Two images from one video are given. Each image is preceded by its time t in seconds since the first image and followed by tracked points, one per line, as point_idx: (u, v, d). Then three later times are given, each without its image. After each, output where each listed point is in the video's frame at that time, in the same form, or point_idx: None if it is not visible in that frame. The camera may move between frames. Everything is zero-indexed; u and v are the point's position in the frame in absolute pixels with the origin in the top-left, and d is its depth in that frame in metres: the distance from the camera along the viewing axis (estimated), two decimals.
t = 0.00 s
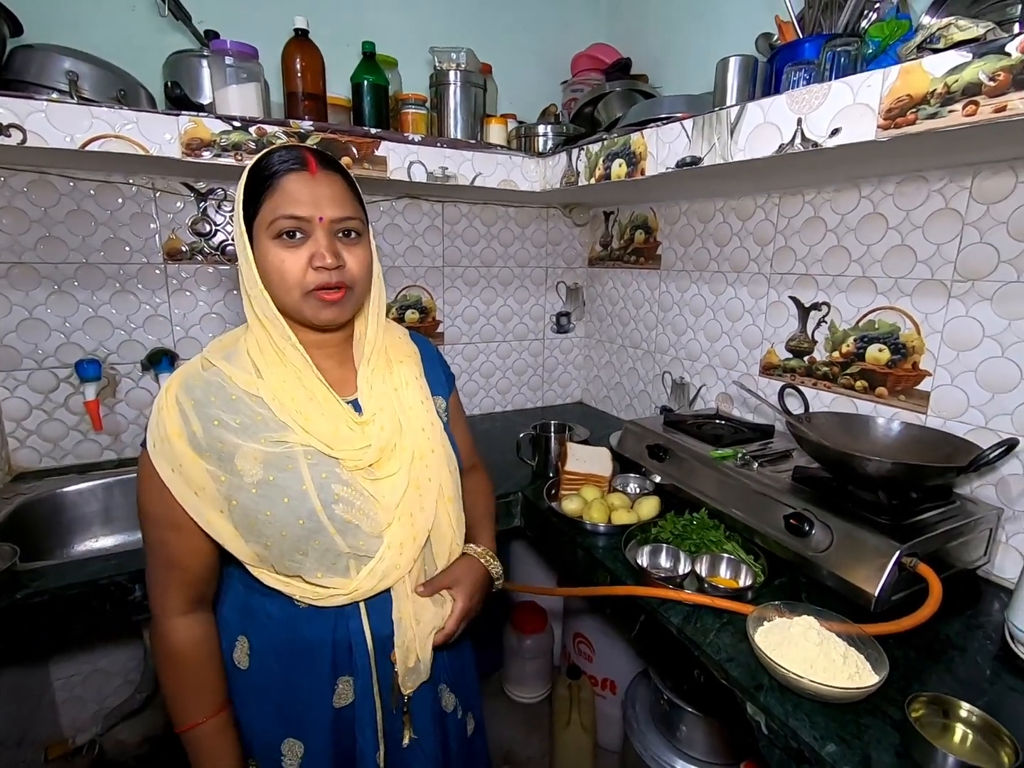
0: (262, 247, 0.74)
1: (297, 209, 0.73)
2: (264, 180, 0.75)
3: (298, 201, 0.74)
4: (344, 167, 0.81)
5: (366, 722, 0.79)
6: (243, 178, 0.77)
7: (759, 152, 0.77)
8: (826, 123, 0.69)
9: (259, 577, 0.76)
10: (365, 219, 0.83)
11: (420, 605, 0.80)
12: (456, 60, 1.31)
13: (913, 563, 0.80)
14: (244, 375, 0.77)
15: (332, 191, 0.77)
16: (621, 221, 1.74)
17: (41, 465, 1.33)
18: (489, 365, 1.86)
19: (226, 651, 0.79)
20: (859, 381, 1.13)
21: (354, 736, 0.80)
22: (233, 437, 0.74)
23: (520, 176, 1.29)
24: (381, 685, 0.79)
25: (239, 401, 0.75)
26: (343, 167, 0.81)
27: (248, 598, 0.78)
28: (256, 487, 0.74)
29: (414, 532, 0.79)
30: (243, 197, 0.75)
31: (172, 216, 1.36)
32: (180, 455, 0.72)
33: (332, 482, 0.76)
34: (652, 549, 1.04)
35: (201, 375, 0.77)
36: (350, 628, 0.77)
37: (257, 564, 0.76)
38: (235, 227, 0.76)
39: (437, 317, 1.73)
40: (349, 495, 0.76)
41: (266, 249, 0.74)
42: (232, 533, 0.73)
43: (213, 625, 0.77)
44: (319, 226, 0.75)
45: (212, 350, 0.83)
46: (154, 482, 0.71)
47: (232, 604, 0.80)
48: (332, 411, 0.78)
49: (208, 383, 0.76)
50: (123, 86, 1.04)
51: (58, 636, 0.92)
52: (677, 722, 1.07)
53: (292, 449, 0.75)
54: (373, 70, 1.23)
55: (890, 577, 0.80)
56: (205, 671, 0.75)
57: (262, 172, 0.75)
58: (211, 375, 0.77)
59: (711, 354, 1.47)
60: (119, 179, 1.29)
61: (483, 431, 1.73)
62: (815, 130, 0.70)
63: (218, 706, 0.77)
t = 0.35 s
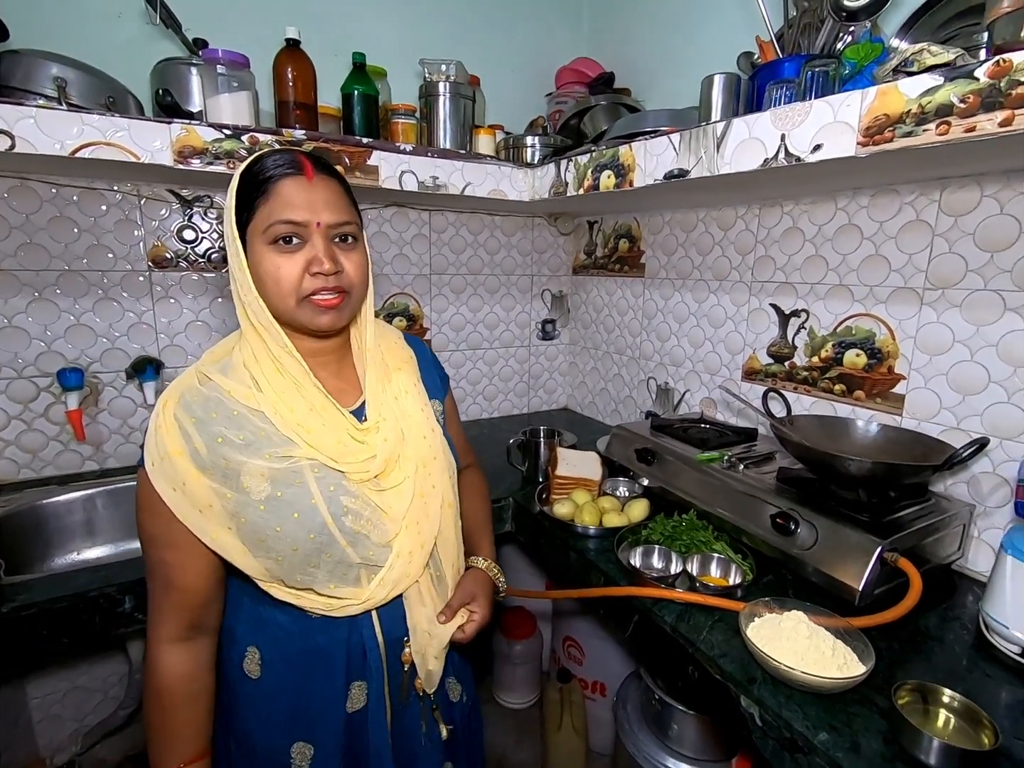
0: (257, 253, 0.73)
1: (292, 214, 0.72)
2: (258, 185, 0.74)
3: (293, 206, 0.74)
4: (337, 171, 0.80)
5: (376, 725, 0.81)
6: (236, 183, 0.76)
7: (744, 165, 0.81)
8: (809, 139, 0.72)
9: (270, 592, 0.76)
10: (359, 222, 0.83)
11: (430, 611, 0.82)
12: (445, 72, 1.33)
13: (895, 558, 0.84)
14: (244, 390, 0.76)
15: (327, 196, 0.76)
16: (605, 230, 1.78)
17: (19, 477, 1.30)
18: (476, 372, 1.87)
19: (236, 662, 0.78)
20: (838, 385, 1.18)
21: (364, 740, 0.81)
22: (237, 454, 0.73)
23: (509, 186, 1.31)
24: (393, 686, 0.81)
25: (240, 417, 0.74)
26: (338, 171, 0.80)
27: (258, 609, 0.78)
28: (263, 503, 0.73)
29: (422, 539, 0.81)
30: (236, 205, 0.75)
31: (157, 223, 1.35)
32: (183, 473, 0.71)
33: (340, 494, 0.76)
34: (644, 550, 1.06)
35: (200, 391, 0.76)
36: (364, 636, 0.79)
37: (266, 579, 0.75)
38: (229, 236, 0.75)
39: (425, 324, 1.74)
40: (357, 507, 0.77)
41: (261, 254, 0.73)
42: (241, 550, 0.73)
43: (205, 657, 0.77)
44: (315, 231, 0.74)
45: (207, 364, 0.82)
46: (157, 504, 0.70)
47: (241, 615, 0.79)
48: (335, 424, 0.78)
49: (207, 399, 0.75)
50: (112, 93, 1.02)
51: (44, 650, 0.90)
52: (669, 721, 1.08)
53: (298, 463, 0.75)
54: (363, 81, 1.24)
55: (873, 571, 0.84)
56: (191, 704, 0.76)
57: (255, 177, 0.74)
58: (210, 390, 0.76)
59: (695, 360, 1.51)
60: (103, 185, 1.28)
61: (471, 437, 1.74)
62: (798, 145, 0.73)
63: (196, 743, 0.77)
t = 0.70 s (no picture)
0: (274, 251, 0.75)
1: (309, 213, 0.74)
2: (273, 185, 0.76)
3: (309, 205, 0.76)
4: (348, 172, 0.83)
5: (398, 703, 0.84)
6: (253, 182, 0.78)
7: (729, 175, 0.84)
8: (791, 150, 0.76)
9: (290, 578, 0.77)
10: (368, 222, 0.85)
11: (441, 596, 0.85)
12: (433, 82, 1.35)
13: (876, 551, 0.88)
14: (264, 381, 0.78)
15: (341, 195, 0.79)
16: (590, 237, 1.81)
17: None
18: (464, 377, 1.88)
19: (255, 657, 0.78)
20: (818, 386, 1.22)
21: (388, 718, 0.85)
22: (261, 442, 0.75)
23: (498, 193, 1.33)
24: (410, 666, 0.85)
25: (262, 407, 0.76)
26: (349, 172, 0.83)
27: (277, 599, 0.79)
28: (286, 489, 0.75)
29: (434, 525, 0.84)
30: (254, 204, 0.77)
31: (143, 229, 1.34)
32: (208, 461, 0.72)
33: (359, 480, 0.78)
34: (636, 549, 1.08)
35: (221, 382, 0.77)
36: (380, 620, 0.82)
37: (288, 565, 0.76)
38: (247, 233, 0.77)
39: (412, 330, 1.74)
40: (375, 492, 0.79)
41: (278, 252, 0.75)
42: (265, 536, 0.74)
43: (233, 642, 0.77)
44: (330, 228, 0.76)
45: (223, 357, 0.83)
46: (180, 492, 0.71)
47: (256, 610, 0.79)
48: (353, 413, 0.80)
49: (229, 390, 0.76)
50: (100, 97, 1.02)
51: (33, 661, 0.88)
52: (660, 718, 1.10)
53: (319, 450, 0.77)
54: (352, 89, 1.26)
55: (856, 564, 0.87)
56: (223, 686, 0.76)
57: (271, 178, 0.76)
58: (231, 382, 0.77)
59: (680, 363, 1.54)
60: (88, 190, 1.27)
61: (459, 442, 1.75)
62: (780, 156, 0.77)
63: (231, 725, 0.77)
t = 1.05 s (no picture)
0: (297, 252, 0.81)
1: (334, 219, 0.81)
2: (302, 191, 0.82)
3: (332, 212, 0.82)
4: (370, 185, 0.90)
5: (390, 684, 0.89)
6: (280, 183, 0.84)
7: (715, 184, 0.86)
8: (775, 160, 0.78)
9: (297, 556, 0.81)
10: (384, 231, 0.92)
11: (433, 583, 0.89)
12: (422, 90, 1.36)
13: (861, 551, 0.89)
14: (280, 369, 0.83)
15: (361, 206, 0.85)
16: (578, 243, 1.83)
17: None
18: (453, 382, 1.88)
19: (258, 634, 0.82)
20: (803, 390, 1.24)
21: (381, 700, 0.90)
22: (277, 424, 0.80)
23: (488, 201, 1.34)
24: (404, 651, 0.90)
25: (278, 391, 0.81)
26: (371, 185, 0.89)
27: (282, 582, 0.83)
28: (298, 469, 0.80)
29: (433, 512, 0.89)
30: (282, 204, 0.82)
31: (130, 236, 1.33)
32: (226, 440, 0.77)
33: (366, 465, 0.84)
34: (628, 552, 1.09)
35: (240, 368, 0.82)
36: (377, 603, 0.87)
37: (295, 543, 0.81)
38: (273, 231, 0.83)
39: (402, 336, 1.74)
40: (381, 477, 0.84)
41: (300, 253, 0.82)
42: (275, 514, 0.78)
43: (239, 619, 0.81)
44: (351, 235, 0.83)
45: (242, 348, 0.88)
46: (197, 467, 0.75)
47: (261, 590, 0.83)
48: (361, 402, 0.86)
49: (247, 376, 0.81)
50: (89, 104, 1.01)
51: (18, 674, 0.87)
52: (652, 721, 1.10)
53: (329, 435, 0.82)
54: (342, 96, 1.26)
55: (842, 565, 0.88)
56: (228, 662, 0.79)
57: (300, 186, 0.82)
58: (251, 369, 0.82)
59: (668, 368, 1.56)
60: (74, 197, 1.26)
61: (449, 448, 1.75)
62: (765, 165, 0.79)
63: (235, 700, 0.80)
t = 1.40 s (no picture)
0: (329, 258, 0.88)
1: (366, 230, 0.88)
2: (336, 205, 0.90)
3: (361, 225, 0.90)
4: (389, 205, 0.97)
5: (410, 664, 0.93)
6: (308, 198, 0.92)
7: (712, 191, 0.87)
8: (771, 168, 0.79)
9: (323, 538, 0.85)
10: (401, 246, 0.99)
11: (452, 563, 0.95)
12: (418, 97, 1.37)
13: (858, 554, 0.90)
14: (306, 366, 0.89)
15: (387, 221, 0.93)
16: (572, 250, 1.84)
17: None
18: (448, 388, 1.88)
19: (283, 620, 0.85)
20: (798, 395, 1.25)
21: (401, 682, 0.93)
22: (306, 414, 0.86)
23: (484, 207, 1.35)
24: (424, 633, 0.94)
25: (306, 386, 0.88)
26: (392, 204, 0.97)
27: (304, 568, 0.86)
28: (326, 454, 0.85)
29: (448, 497, 0.95)
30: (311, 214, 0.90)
31: (123, 242, 1.32)
32: (258, 427, 0.82)
33: (387, 452, 0.90)
34: (626, 557, 1.09)
35: (269, 365, 0.88)
36: (400, 584, 0.91)
37: (323, 525, 0.85)
38: (304, 238, 0.90)
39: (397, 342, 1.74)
40: (401, 463, 0.91)
41: (331, 259, 0.88)
42: (304, 496, 0.83)
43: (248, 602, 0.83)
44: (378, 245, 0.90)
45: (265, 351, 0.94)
46: (232, 452, 0.80)
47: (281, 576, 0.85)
48: (381, 397, 0.93)
49: (277, 372, 0.88)
50: (83, 110, 1.00)
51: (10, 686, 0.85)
52: (651, 726, 1.10)
53: (353, 424, 0.88)
54: (338, 103, 1.26)
55: (840, 568, 0.89)
56: (231, 645, 0.81)
57: (331, 200, 0.89)
58: (280, 366, 0.89)
59: (663, 373, 1.57)
60: (67, 202, 1.25)
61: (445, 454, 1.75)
62: (761, 173, 0.80)
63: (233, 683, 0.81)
